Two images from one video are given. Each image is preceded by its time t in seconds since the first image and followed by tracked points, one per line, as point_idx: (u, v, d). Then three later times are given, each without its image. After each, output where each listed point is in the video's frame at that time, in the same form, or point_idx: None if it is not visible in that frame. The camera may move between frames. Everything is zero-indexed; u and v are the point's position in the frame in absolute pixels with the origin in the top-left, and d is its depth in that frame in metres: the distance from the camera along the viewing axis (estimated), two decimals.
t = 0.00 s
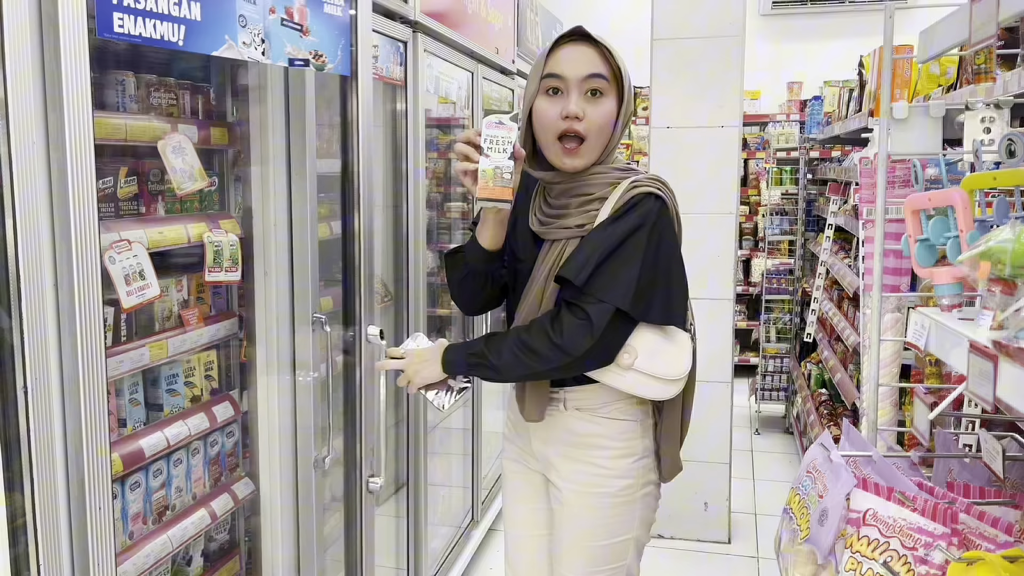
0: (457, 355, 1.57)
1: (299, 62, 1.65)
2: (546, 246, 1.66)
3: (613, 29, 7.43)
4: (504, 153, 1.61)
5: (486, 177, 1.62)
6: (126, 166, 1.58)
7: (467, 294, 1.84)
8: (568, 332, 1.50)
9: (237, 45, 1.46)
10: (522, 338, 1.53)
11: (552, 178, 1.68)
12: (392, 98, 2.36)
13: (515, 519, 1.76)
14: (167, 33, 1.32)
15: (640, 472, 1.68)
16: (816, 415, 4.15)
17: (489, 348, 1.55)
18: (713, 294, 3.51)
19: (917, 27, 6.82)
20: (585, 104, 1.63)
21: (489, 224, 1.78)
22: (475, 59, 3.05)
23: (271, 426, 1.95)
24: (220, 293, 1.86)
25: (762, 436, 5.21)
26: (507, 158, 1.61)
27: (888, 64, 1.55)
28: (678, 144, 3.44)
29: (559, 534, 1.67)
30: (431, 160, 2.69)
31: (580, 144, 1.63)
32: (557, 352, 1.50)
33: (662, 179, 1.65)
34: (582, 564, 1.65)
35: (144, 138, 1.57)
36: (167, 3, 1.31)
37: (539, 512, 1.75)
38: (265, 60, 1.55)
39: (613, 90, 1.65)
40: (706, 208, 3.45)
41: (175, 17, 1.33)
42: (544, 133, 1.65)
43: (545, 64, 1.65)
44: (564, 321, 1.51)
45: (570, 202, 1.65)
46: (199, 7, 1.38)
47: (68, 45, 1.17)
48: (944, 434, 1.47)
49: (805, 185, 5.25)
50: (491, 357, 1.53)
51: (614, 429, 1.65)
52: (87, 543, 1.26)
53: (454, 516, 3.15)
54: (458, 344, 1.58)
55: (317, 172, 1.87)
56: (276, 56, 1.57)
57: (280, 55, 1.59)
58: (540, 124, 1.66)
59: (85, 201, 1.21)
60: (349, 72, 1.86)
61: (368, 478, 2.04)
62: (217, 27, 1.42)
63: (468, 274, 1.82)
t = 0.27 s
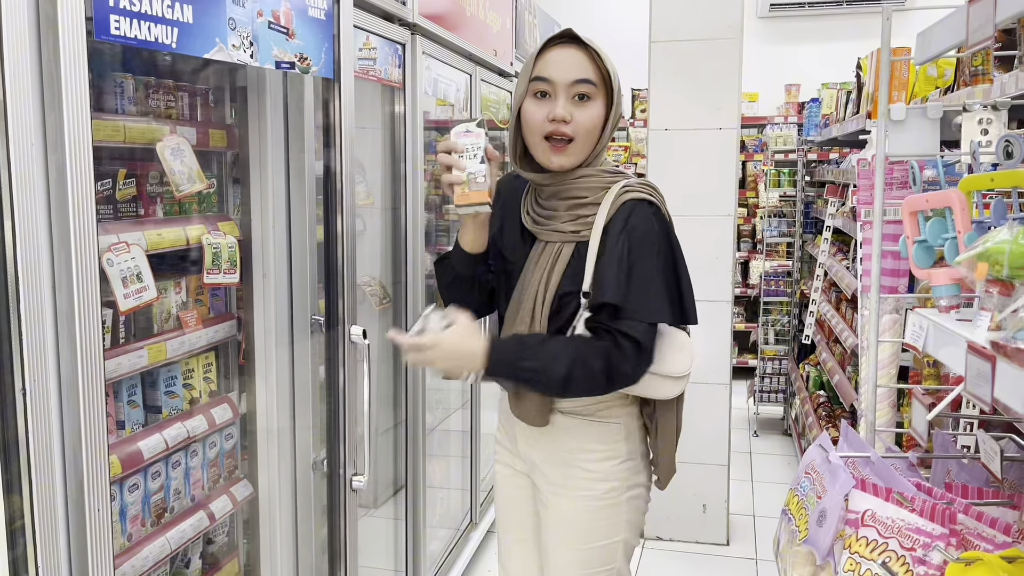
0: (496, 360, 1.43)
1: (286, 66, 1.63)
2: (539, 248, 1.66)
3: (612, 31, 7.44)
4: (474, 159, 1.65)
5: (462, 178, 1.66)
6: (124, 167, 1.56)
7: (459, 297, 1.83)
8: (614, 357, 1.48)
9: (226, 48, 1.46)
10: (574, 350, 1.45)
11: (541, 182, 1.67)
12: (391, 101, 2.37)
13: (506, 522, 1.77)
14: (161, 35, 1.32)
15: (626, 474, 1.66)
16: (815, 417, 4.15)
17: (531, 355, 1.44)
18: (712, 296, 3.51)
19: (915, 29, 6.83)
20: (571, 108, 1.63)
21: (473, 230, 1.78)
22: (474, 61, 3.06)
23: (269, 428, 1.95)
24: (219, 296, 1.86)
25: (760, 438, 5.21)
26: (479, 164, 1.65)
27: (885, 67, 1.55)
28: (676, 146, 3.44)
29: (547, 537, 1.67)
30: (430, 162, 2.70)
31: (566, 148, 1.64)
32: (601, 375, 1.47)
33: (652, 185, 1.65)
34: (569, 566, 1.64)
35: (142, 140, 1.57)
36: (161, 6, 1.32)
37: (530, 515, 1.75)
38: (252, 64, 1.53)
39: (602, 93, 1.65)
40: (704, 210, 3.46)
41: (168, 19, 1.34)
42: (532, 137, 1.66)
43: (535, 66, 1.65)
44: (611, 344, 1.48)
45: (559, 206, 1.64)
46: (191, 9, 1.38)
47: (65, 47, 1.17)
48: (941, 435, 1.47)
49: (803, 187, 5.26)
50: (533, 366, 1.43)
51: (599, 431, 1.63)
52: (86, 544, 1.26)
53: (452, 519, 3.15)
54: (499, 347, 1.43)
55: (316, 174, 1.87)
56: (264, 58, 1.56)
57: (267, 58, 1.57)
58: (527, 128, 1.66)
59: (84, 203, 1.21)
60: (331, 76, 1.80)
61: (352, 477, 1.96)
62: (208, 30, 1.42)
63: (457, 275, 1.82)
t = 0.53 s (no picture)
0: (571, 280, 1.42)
1: (281, 66, 1.63)
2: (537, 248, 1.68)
3: (611, 31, 7.45)
4: (488, 177, 1.51)
5: (471, 190, 1.46)
6: (124, 168, 1.56)
7: (461, 303, 1.75)
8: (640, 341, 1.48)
9: (225, 49, 1.46)
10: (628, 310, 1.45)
11: (541, 180, 1.69)
12: (391, 102, 2.37)
13: (500, 525, 1.76)
14: (160, 36, 1.32)
15: (618, 476, 1.66)
16: (814, 418, 4.15)
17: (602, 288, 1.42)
18: (711, 297, 3.51)
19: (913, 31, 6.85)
20: (571, 108, 1.63)
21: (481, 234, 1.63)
22: (473, 62, 3.06)
23: (269, 429, 1.95)
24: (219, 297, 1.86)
25: (759, 439, 5.22)
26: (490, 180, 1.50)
27: (885, 67, 1.56)
28: (676, 148, 3.44)
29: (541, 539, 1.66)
30: (430, 163, 2.70)
31: (565, 148, 1.64)
32: (630, 355, 1.47)
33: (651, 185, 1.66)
34: (564, 569, 1.64)
35: (143, 141, 1.57)
36: (161, 7, 1.32)
37: (524, 518, 1.74)
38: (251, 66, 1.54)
39: (601, 94, 1.65)
40: (704, 211, 3.46)
41: (168, 20, 1.34)
42: (530, 135, 1.66)
43: (535, 66, 1.65)
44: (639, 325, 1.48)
45: (560, 205, 1.66)
46: (190, 11, 1.38)
47: (66, 48, 1.16)
48: (942, 436, 1.47)
49: (803, 189, 5.26)
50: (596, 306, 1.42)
51: (591, 433, 1.63)
52: (86, 546, 1.26)
53: (452, 520, 3.15)
54: (587, 258, 1.42)
55: (316, 175, 1.87)
56: (262, 60, 1.56)
57: (265, 59, 1.57)
58: (526, 126, 1.66)
59: (84, 203, 1.21)
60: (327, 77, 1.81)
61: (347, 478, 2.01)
62: (206, 30, 1.42)
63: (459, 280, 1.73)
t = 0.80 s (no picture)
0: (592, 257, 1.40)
1: (286, 67, 1.62)
2: (538, 248, 1.69)
3: (610, 33, 7.46)
4: (501, 162, 1.47)
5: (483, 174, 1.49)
6: (124, 170, 1.56)
7: (464, 296, 1.75)
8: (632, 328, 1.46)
9: (227, 51, 1.46)
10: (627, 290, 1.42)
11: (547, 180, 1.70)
12: (391, 104, 2.38)
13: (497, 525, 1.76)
14: (162, 38, 1.33)
15: (616, 477, 1.66)
16: (813, 419, 4.15)
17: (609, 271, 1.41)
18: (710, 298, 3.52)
19: (912, 32, 6.86)
20: (574, 111, 1.63)
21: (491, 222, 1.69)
22: (473, 64, 3.07)
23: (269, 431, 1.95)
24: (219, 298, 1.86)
25: (758, 441, 5.22)
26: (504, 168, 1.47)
27: (885, 69, 1.56)
28: (675, 149, 3.45)
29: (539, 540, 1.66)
30: (429, 164, 2.70)
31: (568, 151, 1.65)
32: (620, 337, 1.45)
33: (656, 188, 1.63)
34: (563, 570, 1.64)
35: (143, 142, 1.57)
36: (163, 8, 1.32)
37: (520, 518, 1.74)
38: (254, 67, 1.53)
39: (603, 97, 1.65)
40: (703, 213, 3.46)
41: (169, 22, 1.34)
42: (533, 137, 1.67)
43: (538, 71, 1.67)
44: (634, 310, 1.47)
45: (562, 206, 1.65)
46: (192, 12, 1.38)
47: (66, 49, 1.16)
48: (942, 436, 1.48)
49: (802, 190, 5.27)
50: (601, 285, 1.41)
51: (589, 434, 1.63)
52: (86, 548, 1.26)
53: (451, 521, 3.15)
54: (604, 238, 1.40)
55: (316, 177, 1.87)
56: (265, 61, 1.56)
57: (268, 60, 1.57)
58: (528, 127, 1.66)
59: (85, 204, 1.21)
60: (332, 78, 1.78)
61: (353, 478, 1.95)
62: (207, 33, 1.42)
63: (464, 272, 1.74)
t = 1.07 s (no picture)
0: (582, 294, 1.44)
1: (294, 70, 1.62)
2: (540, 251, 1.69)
3: (609, 34, 7.47)
4: (488, 182, 1.54)
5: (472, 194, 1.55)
6: (123, 172, 1.57)
7: (464, 307, 1.76)
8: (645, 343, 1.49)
9: (233, 52, 1.46)
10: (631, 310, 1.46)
11: (548, 183, 1.70)
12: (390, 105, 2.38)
13: (495, 527, 1.76)
14: (166, 40, 1.33)
15: (614, 480, 1.66)
16: (812, 420, 4.16)
17: (605, 299, 1.44)
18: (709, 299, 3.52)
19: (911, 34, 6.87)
20: (573, 115, 1.64)
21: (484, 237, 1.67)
22: (472, 66, 3.07)
23: (268, 433, 1.95)
24: (218, 300, 1.86)
25: (757, 442, 5.22)
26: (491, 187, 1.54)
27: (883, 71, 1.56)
28: (674, 151, 3.45)
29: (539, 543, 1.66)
30: (428, 166, 2.70)
31: (567, 152, 1.65)
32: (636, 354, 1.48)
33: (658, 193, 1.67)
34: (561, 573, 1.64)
35: (142, 145, 1.58)
36: (167, 11, 1.32)
37: (519, 520, 1.74)
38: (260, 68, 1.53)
39: (603, 101, 1.65)
40: (702, 214, 3.46)
41: (173, 24, 1.34)
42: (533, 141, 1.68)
43: (538, 74, 1.66)
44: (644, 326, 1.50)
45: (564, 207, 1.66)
46: (197, 14, 1.38)
47: (66, 53, 1.17)
48: (941, 438, 1.49)
49: (800, 191, 5.27)
50: (597, 315, 1.44)
51: (587, 438, 1.63)
52: (85, 551, 1.26)
53: (450, 523, 3.14)
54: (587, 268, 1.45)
55: (315, 179, 1.87)
56: (272, 63, 1.55)
57: (275, 62, 1.56)
58: (529, 131, 1.67)
59: (84, 207, 1.21)
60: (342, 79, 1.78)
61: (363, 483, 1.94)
62: (214, 34, 1.42)
63: (463, 285, 1.75)
